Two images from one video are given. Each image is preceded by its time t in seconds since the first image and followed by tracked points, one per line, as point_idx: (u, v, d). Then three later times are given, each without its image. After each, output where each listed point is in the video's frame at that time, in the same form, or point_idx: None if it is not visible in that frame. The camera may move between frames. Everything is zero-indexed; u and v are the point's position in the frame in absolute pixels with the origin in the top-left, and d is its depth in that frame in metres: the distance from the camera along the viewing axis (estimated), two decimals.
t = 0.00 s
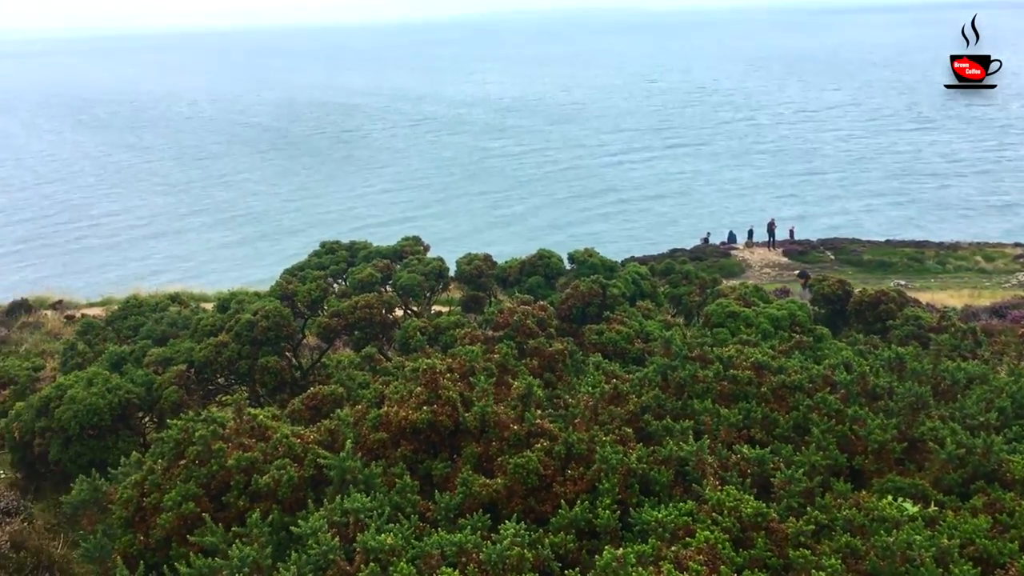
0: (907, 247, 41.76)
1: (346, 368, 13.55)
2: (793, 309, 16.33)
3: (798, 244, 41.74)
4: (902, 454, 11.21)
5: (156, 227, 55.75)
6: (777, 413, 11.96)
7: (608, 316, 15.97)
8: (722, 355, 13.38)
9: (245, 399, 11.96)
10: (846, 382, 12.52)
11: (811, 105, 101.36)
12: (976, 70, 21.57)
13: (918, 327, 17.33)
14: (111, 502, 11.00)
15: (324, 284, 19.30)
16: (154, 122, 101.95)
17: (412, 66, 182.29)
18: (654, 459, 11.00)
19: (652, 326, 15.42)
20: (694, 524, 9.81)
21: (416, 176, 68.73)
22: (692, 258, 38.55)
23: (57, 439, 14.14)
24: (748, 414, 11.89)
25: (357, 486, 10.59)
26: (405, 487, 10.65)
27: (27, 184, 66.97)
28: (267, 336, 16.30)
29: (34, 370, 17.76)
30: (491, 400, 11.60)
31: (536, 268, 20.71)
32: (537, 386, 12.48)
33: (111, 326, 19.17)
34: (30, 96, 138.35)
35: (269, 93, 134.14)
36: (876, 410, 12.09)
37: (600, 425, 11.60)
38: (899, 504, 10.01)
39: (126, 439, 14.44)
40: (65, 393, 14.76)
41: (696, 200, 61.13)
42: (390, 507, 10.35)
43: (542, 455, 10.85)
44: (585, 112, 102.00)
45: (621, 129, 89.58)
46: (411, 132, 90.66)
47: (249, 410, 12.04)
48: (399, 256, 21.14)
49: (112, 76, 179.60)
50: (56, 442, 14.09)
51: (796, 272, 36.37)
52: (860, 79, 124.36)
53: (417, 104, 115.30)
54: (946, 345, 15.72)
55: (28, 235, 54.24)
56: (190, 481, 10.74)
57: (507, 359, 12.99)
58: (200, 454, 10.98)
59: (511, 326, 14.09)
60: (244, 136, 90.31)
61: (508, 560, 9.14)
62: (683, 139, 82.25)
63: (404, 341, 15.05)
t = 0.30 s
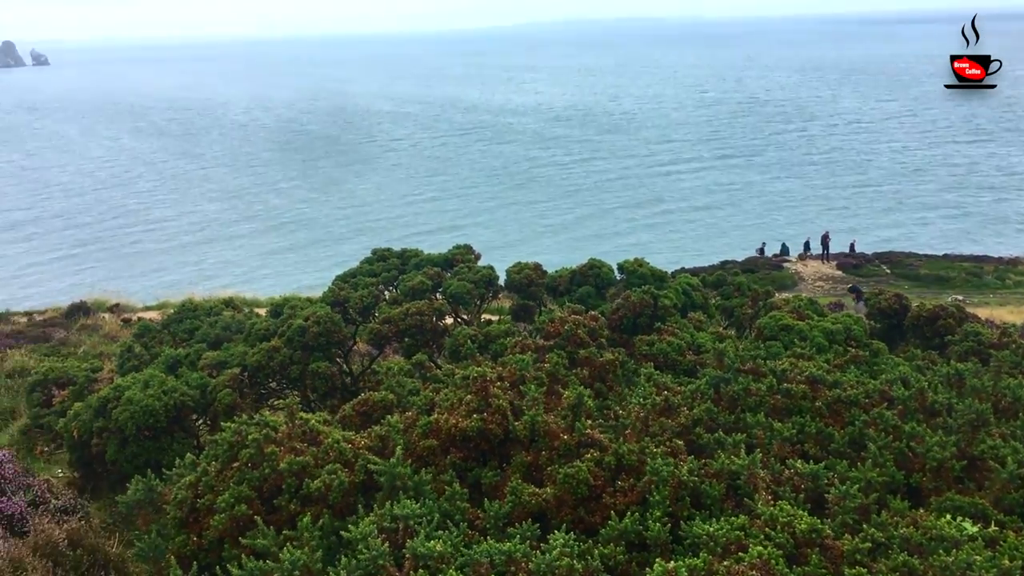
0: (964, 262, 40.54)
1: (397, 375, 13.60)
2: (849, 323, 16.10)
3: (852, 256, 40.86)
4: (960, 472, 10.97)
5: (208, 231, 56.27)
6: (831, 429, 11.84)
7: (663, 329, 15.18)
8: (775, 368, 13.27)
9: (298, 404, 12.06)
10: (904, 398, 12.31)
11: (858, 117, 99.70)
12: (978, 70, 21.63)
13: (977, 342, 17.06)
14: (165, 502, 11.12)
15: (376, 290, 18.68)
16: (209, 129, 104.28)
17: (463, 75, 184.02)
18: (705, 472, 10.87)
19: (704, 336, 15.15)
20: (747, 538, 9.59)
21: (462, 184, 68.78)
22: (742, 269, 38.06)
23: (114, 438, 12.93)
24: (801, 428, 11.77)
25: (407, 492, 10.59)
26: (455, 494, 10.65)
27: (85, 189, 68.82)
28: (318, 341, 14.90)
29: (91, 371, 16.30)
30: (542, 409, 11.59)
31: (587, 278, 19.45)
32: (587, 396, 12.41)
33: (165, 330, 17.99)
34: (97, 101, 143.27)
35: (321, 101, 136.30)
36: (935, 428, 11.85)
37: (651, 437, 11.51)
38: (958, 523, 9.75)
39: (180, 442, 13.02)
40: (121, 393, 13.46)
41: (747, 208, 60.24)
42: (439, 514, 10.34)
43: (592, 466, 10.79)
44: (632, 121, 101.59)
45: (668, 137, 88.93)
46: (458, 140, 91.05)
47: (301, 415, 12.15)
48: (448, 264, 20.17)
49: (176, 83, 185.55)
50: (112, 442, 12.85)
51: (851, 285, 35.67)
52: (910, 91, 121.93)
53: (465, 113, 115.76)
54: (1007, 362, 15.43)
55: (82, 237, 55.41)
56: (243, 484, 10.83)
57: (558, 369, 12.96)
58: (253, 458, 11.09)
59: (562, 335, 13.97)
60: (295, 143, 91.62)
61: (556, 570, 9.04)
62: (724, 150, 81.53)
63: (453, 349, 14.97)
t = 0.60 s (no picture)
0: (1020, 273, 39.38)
1: (442, 380, 13.58)
2: (897, 333, 15.97)
3: (901, 266, 40.16)
4: (1014, 487, 10.70)
5: (254, 233, 57.02)
6: (880, 440, 11.68)
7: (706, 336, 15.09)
8: (822, 378, 13.13)
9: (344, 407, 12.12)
10: (956, 411, 12.07)
11: (904, 125, 97.94)
12: (978, 67, 19.67)
13: None
14: (211, 502, 11.15)
15: (421, 295, 18.23)
16: (256, 133, 106.13)
17: (507, 82, 185.08)
18: (750, 482, 10.70)
19: (749, 345, 14.96)
20: (794, 550, 9.35)
21: (505, 190, 68.97)
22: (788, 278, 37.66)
23: (163, 437, 12.55)
24: (849, 440, 11.63)
25: (450, 496, 10.57)
26: (498, 499, 10.60)
27: (135, 192, 70.48)
28: (363, 345, 14.70)
29: (142, 370, 15.56)
30: (586, 416, 11.53)
31: (631, 285, 19.22)
32: (632, 403, 12.29)
33: (215, 331, 18.08)
34: (151, 106, 147.29)
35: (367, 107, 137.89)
36: (988, 442, 11.59)
37: (695, 445, 11.37)
38: (1013, 538, 9.43)
39: (227, 442, 12.51)
40: (171, 393, 13.05)
41: (793, 216, 59.63)
42: (482, 518, 10.29)
43: (635, 473, 10.69)
44: (676, 128, 101.20)
45: (712, 145, 88.51)
46: (501, 146, 91.36)
47: (346, 417, 12.24)
48: (493, 269, 19.79)
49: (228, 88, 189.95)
50: (160, 441, 12.41)
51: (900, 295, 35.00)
52: (959, 100, 119.35)
53: (508, 119, 116.16)
54: None
55: (132, 238, 56.56)
56: (288, 485, 10.89)
57: (602, 376, 12.87)
58: (298, 459, 11.16)
59: (607, 341, 13.82)
60: (340, 147, 92.78)
61: None
62: (765, 157, 80.79)
63: (497, 355, 14.86)
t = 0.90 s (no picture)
0: None
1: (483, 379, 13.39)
2: (948, 341, 15.68)
3: (951, 273, 39.43)
4: None
5: (297, 233, 57.91)
6: (929, 449, 11.48)
7: (750, 340, 14.87)
8: (869, 386, 12.92)
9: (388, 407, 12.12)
10: (1009, 421, 11.80)
11: (952, 130, 95.91)
12: (978, 67, 19.08)
13: None
14: (256, 498, 11.21)
15: (464, 297, 17.40)
16: (299, 134, 107.81)
17: (550, 85, 185.49)
18: (795, 490, 10.55)
19: (795, 351, 14.70)
20: (840, 559, 9.15)
21: (545, 193, 69.06)
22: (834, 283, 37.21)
23: (208, 434, 12.48)
24: (897, 448, 11.43)
25: (492, 498, 10.56)
26: (540, 502, 10.54)
27: (180, 192, 71.96)
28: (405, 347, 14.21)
29: (188, 368, 15.51)
30: (628, 420, 11.45)
31: (675, 288, 18.65)
32: (675, 408, 12.12)
33: (259, 330, 18.06)
34: (200, 109, 150.79)
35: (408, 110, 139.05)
36: None
37: (739, 451, 11.24)
38: None
39: (271, 441, 12.37)
40: (217, 391, 12.98)
41: (838, 221, 58.89)
42: (524, 521, 10.27)
43: (679, 478, 10.56)
44: (718, 132, 100.51)
45: (753, 148, 87.81)
46: (541, 149, 91.47)
47: (388, 418, 12.26)
48: (535, 272, 18.75)
49: (274, 90, 193.61)
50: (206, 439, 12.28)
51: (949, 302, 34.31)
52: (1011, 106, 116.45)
53: (549, 122, 116.15)
54: None
55: (177, 236, 57.77)
56: (332, 484, 10.94)
57: (645, 379, 12.70)
58: (342, 458, 11.23)
59: (649, 345, 13.59)
60: (381, 150, 93.76)
61: None
62: (806, 162, 79.85)
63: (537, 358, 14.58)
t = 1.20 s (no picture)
0: None
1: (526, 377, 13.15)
2: (1001, 347, 15.34)
3: (1004, 278, 38.53)
4: None
5: (342, 233, 58.87)
6: (980, 457, 11.20)
7: (796, 345, 14.67)
8: (920, 392, 12.65)
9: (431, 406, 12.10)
10: None
11: (1003, 134, 93.65)
12: (978, 66, 18.51)
13: None
14: (301, 496, 11.30)
15: (507, 298, 16.68)
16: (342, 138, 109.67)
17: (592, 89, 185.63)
18: (842, 496, 10.38)
19: (842, 356, 14.47)
20: (888, 567, 8.94)
21: (585, 195, 69.26)
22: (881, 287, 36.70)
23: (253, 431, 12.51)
24: (947, 455, 11.18)
25: (535, 499, 10.55)
26: (583, 504, 10.49)
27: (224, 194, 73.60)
28: (451, 347, 13.51)
29: (235, 364, 15.88)
30: (672, 422, 11.32)
31: (719, 290, 18.05)
32: (720, 411, 11.97)
33: (304, 329, 18.11)
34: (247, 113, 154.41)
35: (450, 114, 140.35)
36: None
37: (785, 456, 11.07)
38: None
39: (315, 437, 12.35)
40: (262, 388, 12.97)
41: (884, 224, 58.16)
42: (566, 523, 10.21)
43: (723, 482, 10.44)
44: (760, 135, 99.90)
45: (795, 151, 87.12)
46: (581, 152, 91.73)
47: (432, 417, 12.24)
48: (579, 275, 17.90)
49: (320, 94, 197.49)
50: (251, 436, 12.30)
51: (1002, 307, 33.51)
52: None
53: (589, 125, 116.32)
54: None
55: (221, 234, 59.08)
56: (376, 482, 10.95)
57: (690, 381, 12.49)
58: (386, 456, 11.25)
59: (693, 347, 13.38)
60: (422, 153, 94.85)
61: None
62: (849, 165, 78.80)
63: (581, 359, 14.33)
